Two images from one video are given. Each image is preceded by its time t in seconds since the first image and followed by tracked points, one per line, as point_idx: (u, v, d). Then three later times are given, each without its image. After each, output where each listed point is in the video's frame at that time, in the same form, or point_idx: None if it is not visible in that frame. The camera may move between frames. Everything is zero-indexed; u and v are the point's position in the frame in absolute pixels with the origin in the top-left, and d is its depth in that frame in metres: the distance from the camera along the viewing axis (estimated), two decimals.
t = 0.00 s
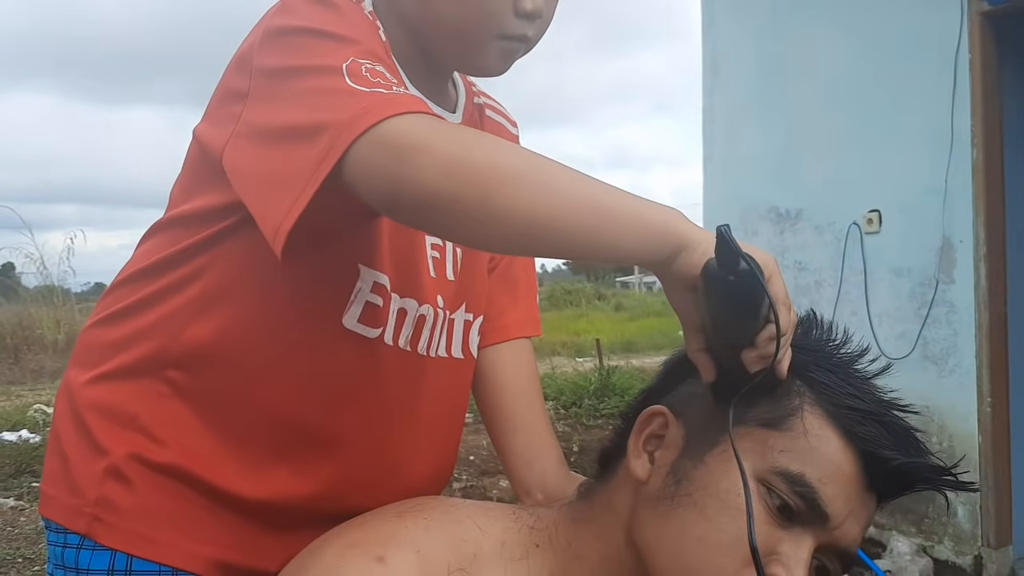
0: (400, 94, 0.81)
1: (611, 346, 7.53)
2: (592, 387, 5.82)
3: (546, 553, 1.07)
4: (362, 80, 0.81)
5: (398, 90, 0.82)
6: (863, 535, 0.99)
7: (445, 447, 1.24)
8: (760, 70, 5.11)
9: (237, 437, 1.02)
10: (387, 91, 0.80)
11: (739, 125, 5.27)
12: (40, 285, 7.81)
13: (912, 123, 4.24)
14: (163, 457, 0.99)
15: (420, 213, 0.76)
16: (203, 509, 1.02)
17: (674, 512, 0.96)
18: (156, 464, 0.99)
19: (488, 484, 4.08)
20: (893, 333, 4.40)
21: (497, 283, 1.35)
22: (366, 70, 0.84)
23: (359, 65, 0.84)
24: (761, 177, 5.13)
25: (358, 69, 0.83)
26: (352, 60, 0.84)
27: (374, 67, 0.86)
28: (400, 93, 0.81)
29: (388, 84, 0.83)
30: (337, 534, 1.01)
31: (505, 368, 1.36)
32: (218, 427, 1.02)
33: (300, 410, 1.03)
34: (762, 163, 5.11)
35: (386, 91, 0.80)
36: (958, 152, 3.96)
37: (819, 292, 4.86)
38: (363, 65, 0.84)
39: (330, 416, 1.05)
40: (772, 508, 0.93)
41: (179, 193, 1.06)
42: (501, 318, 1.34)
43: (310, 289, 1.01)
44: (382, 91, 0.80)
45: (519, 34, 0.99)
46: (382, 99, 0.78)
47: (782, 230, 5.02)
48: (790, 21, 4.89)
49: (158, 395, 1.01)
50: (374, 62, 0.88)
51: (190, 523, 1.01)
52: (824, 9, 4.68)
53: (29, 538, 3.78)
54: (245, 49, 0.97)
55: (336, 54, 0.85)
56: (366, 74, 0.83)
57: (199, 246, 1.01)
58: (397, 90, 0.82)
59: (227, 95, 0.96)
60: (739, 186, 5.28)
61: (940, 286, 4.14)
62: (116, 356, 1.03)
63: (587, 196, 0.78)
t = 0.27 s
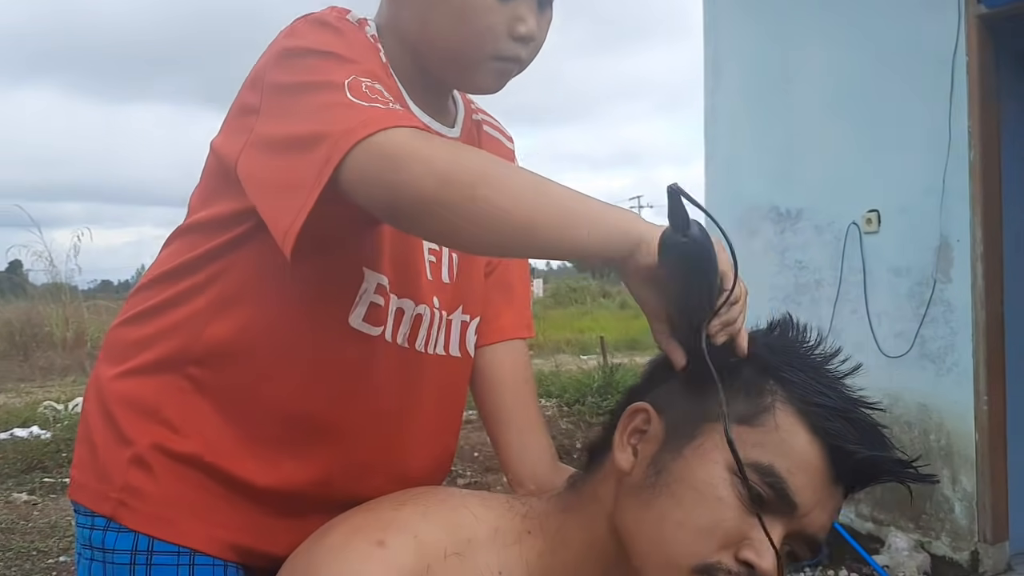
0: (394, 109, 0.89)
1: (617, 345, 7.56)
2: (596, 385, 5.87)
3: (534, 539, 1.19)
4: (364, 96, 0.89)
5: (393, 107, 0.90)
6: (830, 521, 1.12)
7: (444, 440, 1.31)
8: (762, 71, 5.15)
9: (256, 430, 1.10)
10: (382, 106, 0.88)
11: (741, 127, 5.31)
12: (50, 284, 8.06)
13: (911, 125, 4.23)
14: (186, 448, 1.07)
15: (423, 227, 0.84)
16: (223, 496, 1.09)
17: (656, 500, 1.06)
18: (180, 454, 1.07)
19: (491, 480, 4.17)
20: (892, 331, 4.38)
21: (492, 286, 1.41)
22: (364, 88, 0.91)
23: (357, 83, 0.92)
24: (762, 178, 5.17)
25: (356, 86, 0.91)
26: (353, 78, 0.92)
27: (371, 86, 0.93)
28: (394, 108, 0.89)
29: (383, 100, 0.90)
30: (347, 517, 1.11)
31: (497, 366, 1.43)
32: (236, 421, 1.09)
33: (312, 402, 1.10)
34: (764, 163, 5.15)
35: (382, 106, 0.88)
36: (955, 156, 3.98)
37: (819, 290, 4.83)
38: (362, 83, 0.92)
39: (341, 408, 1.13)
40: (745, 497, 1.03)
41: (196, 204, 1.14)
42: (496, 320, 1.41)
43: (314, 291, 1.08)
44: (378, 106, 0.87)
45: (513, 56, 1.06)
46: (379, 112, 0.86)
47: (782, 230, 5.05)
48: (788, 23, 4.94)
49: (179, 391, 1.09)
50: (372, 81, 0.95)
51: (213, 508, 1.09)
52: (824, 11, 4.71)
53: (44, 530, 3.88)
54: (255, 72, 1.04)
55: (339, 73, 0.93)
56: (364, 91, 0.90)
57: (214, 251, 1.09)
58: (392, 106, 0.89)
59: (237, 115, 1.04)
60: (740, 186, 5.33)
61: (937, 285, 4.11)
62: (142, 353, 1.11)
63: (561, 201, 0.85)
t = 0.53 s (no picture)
0: (387, 148, 0.95)
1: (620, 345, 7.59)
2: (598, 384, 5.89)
3: (525, 532, 1.25)
4: (357, 134, 0.95)
5: (387, 143, 0.96)
6: (810, 517, 1.19)
7: (442, 442, 1.35)
8: (764, 71, 5.17)
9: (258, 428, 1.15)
10: (377, 146, 0.94)
11: (744, 128, 5.33)
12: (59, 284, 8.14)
13: (911, 125, 4.22)
14: (189, 444, 1.12)
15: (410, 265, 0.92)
16: (223, 492, 1.14)
17: (640, 493, 1.14)
18: (183, 450, 1.12)
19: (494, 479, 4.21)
20: (892, 330, 4.37)
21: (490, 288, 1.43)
22: (360, 123, 0.97)
23: (354, 117, 0.97)
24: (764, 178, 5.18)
25: (353, 121, 0.96)
26: (351, 112, 0.98)
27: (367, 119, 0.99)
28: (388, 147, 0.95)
29: (378, 136, 0.96)
30: (350, 511, 1.17)
31: (495, 364, 1.48)
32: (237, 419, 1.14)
33: (311, 399, 1.15)
34: (766, 163, 5.16)
35: (376, 146, 0.94)
36: (955, 156, 3.97)
37: (821, 289, 4.81)
38: (359, 118, 0.98)
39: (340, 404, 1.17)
40: (726, 493, 1.11)
41: (203, 215, 1.19)
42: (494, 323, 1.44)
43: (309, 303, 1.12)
44: (373, 145, 0.93)
45: (508, 73, 1.11)
46: (375, 153, 0.92)
47: (784, 229, 5.06)
48: (790, 24, 4.95)
49: (183, 391, 1.14)
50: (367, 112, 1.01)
51: (217, 503, 1.13)
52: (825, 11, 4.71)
53: (54, 527, 3.94)
54: (256, 98, 1.08)
55: (338, 105, 0.98)
56: (361, 126, 0.96)
57: (219, 261, 1.14)
58: (385, 144, 0.95)
59: (240, 133, 1.08)
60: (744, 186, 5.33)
61: (938, 284, 4.10)
62: (149, 354, 1.16)
63: (532, 228, 0.94)
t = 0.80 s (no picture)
0: (330, 223, 0.98)
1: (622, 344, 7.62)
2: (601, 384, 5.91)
3: (523, 534, 1.27)
4: (299, 206, 0.99)
5: (329, 219, 0.99)
6: (800, 519, 1.22)
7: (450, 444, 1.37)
8: (764, 72, 5.19)
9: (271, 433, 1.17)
10: (317, 222, 0.98)
11: (745, 129, 5.34)
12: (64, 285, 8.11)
13: (911, 125, 4.23)
14: (202, 447, 1.16)
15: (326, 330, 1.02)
16: (235, 496, 1.18)
17: (631, 496, 1.17)
18: (196, 454, 1.16)
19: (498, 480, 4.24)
20: (894, 330, 4.37)
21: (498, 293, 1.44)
22: (313, 192, 1.00)
23: (312, 182, 1.00)
24: (765, 179, 5.19)
25: (307, 187, 1.00)
26: (309, 174, 1.01)
27: (326, 183, 1.01)
28: (330, 224, 0.98)
29: (325, 209, 1.00)
30: (352, 515, 1.19)
31: (501, 366, 1.50)
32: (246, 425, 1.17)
33: (317, 410, 1.18)
34: (768, 164, 5.17)
35: (317, 222, 0.98)
36: (955, 157, 3.97)
37: (823, 290, 4.81)
38: (316, 183, 1.00)
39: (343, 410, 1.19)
40: (716, 496, 1.14)
41: (212, 224, 1.21)
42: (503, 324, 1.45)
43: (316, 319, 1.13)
44: (313, 222, 0.98)
45: (502, 74, 1.14)
46: (314, 233, 0.97)
47: (786, 229, 5.06)
48: (790, 27, 4.97)
49: (194, 397, 1.17)
50: (331, 173, 1.02)
51: (229, 507, 1.17)
52: (825, 13, 4.73)
53: (61, 528, 3.98)
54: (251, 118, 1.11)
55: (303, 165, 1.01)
56: (309, 199, 0.99)
57: (223, 272, 1.16)
58: (328, 219, 0.99)
59: (243, 154, 1.11)
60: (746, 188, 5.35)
61: (939, 285, 4.11)
62: (163, 361, 1.19)
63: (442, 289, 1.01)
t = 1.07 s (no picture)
0: (238, 267, 1.02)
1: (628, 345, 7.61)
2: (605, 385, 5.92)
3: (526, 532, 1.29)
4: (218, 248, 1.03)
5: (244, 261, 1.02)
6: (799, 520, 1.22)
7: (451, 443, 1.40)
8: (767, 73, 5.19)
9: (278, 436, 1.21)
10: (229, 265, 1.02)
11: (748, 129, 5.35)
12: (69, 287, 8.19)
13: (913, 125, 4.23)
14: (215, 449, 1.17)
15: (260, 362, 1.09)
16: (248, 496, 1.19)
17: (632, 496, 1.18)
18: (209, 454, 1.17)
19: (502, 481, 4.25)
20: (898, 330, 4.37)
21: (506, 287, 1.45)
22: (236, 232, 1.03)
23: (238, 220, 1.03)
24: (768, 179, 5.20)
25: (231, 225, 1.03)
26: (236, 213, 1.04)
27: (250, 224, 1.03)
28: (241, 266, 1.02)
29: (241, 251, 1.03)
30: (354, 516, 1.20)
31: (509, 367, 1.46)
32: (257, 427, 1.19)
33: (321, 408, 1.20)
34: (771, 165, 5.18)
35: (228, 264, 1.02)
36: (958, 156, 3.97)
37: (826, 289, 4.81)
38: (241, 223, 1.03)
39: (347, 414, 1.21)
40: (715, 496, 1.15)
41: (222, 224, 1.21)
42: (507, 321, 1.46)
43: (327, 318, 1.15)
44: (224, 264, 1.02)
45: (496, 84, 1.15)
46: (221, 273, 1.02)
47: (789, 230, 5.06)
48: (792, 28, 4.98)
49: (207, 399, 1.18)
50: (258, 211, 1.04)
51: (240, 508, 1.18)
52: (826, 14, 4.73)
53: (67, 529, 4.00)
54: (243, 122, 1.12)
55: (239, 197, 1.04)
56: (229, 239, 1.03)
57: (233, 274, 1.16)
58: (241, 262, 1.02)
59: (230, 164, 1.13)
60: (748, 187, 5.35)
61: (942, 284, 4.10)
62: (172, 361, 1.20)
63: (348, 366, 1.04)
